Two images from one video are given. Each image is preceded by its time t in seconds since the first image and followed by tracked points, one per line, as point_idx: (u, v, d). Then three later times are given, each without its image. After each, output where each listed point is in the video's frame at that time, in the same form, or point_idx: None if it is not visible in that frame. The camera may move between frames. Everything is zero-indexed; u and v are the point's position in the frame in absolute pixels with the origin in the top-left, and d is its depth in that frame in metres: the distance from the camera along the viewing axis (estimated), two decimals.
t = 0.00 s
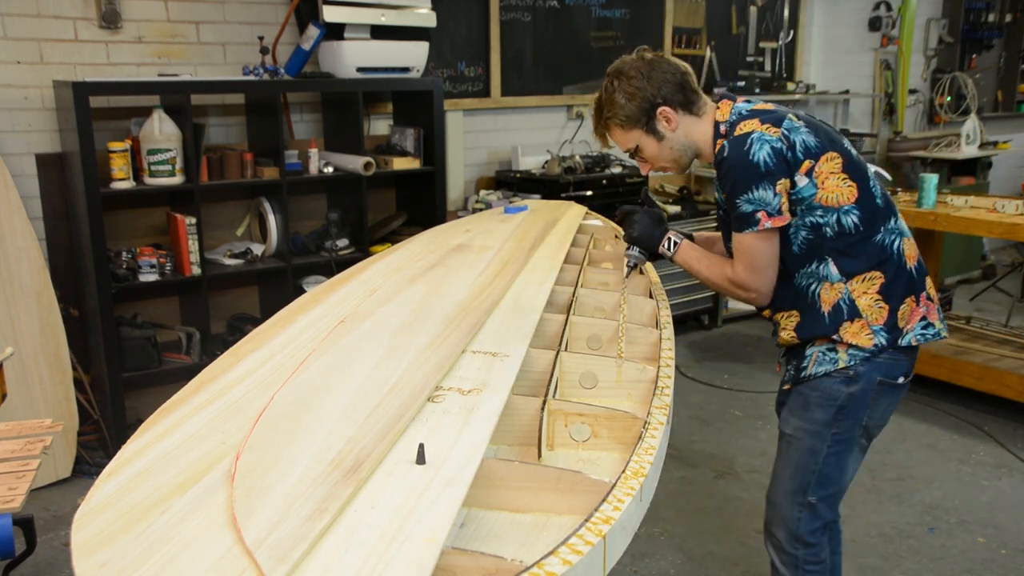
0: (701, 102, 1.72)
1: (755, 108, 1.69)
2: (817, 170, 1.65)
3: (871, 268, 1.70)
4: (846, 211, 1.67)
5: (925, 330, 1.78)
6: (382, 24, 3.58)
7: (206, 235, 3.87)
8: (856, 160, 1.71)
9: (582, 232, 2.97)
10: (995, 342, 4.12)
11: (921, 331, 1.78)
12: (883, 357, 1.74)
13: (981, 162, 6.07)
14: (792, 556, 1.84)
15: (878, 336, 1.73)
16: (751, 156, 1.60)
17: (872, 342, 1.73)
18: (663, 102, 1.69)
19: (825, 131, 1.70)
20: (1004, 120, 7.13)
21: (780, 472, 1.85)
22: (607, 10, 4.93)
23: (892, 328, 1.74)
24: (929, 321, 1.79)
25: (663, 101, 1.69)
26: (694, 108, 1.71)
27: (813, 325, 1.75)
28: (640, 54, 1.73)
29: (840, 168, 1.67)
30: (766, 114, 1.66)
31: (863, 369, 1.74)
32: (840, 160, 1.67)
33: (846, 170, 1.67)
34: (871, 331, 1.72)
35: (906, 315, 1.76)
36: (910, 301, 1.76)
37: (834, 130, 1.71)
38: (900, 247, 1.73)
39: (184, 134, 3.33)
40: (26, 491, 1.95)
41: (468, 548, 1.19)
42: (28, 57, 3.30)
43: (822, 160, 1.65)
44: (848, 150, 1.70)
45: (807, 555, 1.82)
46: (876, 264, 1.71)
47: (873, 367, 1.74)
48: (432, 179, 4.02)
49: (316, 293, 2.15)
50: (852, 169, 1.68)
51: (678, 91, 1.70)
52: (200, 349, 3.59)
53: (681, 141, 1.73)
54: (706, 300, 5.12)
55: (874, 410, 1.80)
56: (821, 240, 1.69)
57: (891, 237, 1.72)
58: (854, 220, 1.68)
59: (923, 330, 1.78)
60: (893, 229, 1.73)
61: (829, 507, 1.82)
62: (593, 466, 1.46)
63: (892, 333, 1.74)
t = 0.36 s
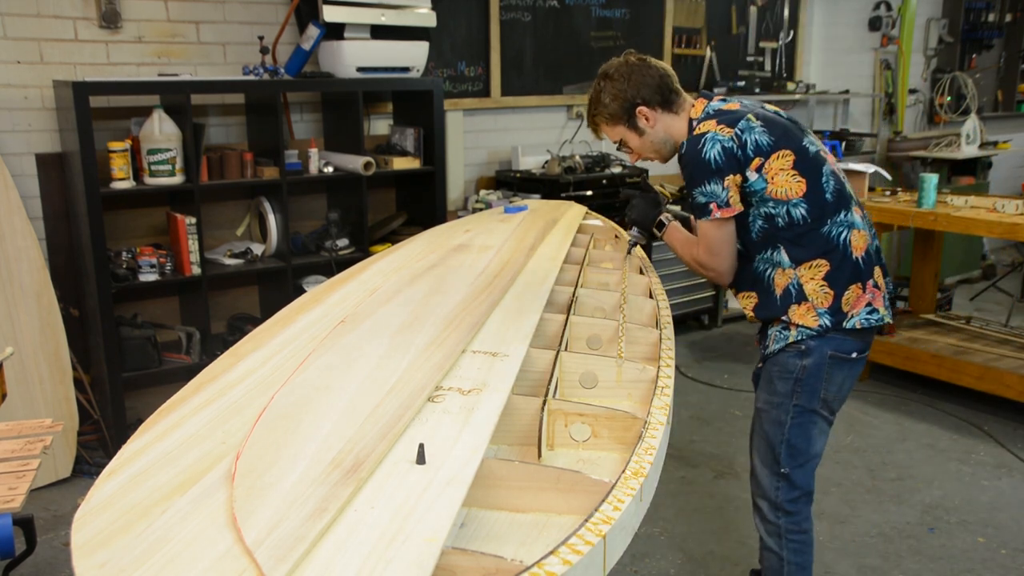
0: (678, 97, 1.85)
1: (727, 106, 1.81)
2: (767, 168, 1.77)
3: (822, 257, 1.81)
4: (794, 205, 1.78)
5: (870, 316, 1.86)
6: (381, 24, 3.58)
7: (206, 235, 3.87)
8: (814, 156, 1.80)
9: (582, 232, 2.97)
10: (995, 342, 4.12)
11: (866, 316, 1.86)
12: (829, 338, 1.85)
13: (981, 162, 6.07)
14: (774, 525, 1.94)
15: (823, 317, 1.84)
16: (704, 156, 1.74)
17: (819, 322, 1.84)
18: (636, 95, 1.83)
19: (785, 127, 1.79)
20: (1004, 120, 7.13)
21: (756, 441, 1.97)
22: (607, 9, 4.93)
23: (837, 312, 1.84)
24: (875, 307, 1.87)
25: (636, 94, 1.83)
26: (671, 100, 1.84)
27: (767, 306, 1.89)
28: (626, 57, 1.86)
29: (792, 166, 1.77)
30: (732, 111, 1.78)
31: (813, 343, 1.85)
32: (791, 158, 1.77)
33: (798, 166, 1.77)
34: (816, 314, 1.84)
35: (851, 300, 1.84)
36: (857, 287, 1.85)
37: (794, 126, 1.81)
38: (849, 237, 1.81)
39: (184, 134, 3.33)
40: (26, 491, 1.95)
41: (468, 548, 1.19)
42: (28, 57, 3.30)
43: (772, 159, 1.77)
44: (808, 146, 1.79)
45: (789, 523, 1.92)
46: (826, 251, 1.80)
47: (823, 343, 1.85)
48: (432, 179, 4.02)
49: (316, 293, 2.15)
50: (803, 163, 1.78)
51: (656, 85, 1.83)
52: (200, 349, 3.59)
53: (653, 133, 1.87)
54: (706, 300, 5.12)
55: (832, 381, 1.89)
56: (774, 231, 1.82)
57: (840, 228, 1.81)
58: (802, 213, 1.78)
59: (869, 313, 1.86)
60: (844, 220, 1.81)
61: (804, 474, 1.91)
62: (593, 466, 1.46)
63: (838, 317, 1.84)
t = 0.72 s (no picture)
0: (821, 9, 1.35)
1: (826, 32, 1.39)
2: (788, 130, 1.42)
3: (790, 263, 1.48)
4: (794, 182, 1.43)
5: (886, 414, 1.40)
6: (382, 24, 3.58)
7: (206, 235, 3.87)
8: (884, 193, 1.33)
9: (582, 232, 2.97)
10: (995, 342, 4.12)
11: (876, 406, 1.40)
12: (813, 403, 1.46)
13: (981, 162, 6.07)
14: None
15: (813, 384, 1.46)
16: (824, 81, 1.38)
17: (807, 386, 1.47)
18: None
19: (857, 92, 1.33)
20: (1004, 120, 7.13)
21: (732, 520, 1.67)
22: (607, 10, 4.93)
23: (840, 387, 1.43)
24: (892, 401, 1.40)
25: None
26: (818, 8, 1.35)
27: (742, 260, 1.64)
28: None
29: (794, 124, 1.41)
30: (807, 40, 1.37)
31: (800, 414, 1.48)
32: (819, 130, 1.37)
33: (819, 143, 1.38)
34: (809, 360, 1.45)
35: (863, 379, 1.41)
36: (872, 371, 1.40)
37: (881, 84, 1.31)
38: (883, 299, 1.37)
39: (184, 134, 3.33)
40: (27, 491, 1.95)
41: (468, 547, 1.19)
42: (28, 57, 3.30)
43: (806, 119, 1.40)
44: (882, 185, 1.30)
45: None
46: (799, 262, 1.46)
47: (808, 416, 1.47)
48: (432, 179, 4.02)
49: (316, 293, 2.15)
50: (835, 146, 1.36)
51: None
52: (200, 349, 3.59)
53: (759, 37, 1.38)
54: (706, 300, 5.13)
55: (836, 470, 1.47)
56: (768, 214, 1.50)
57: (833, 244, 1.40)
58: (800, 202, 1.42)
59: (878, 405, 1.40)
60: (844, 233, 1.39)
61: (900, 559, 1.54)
62: (593, 466, 1.46)
63: (839, 385, 1.43)
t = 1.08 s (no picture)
0: None
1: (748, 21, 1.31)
2: (724, 136, 1.34)
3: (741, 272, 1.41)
4: (740, 191, 1.35)
5: (867, 430, 1.35)
6: (381, 24, 3.58)
7: (206, 236, 3.87)
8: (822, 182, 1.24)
9: (581, 232, 2.97)
10: (995, 342, 4.12)
11: (853, 424, 1.35)
12: (788, 426, 1.41)
13: (981, 162, 6.07)
14: None
15: (787, 406, 1.40)
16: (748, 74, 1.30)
17: (781, 410, 1.42)
18: None
19: (787, 83, 1.24)
20: (1004, 120, 7.13)
21: (725, 551, 1.65)
22: (607, 10, 4.94)
23: (815, 406, 1.37)
24: (870, 416, 1.35)
25: None
26: None
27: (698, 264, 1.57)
28: None
29: (724, 124, 1.34)
30: (731, 38, 1.28)
31: (777, 442, 1.44)
32: (752, 132, 1.30)
33: (754, 143, 1.30)
34: (778, 383, 1.40)
35: (835, 398, 1.35)
36: (842, 387, 1.34)
37: (803, 69, 1.23)
38: (842, 304, 1.30)
39: (184, 134, 3.33)
40: (26, 491, 1.95)
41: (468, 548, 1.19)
42: (28, 57, 3.30)
43: (739, 123, 1.31)
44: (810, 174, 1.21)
45: None
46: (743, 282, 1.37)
47: (788, 443, 1.42)
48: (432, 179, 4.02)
49: (316, 293, 2.15)
50: (769, 142, 1.28)
51: None
52: (200, 349, 3.59)
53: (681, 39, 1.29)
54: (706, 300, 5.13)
55: (825, 495, 1.42)
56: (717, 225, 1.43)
57: (780, 247, 1.34)
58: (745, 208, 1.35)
59: (853, 423, 1.35)
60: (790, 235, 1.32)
61: None
62: (593, 466, 1.45)
63: (811, 407, 1.38)
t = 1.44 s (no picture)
0: (709, 14, 1.23)
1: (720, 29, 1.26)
2: (704, 151, 1.31)
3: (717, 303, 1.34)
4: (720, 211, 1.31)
5: (842, 465, 1.28)
6: (381, 24, 3.58)
7: (206, 236, 3.87)
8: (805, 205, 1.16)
9: (581, 232, 2.97)
10: (995, 342, 4.12)
11: (827, 457, 1.28)
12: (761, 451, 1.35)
13: (981, 162, 6.07)
14: None
15: (762, 432, 1.34)
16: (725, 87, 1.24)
17: (757, 435, 1.36)
18: None
19: (760, 95, 1.18)
20: (1004, 120, 7.13)
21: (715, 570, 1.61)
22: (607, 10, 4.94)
23: (790, 434, 1.31)
24: (846, 450, 1.27)
25: None
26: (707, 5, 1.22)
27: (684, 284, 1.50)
28: None
29: (708, 140, 1.29)
30: (704, 54, 1.24)
31: (753, 468, 1.38)
32: (729, 149, 1.25)
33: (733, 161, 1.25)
34: (753, 408, 1.34)
35: (810, 428, 1.28)
36: (819, 417, 1.27)
37: (774, 86, 1.15)
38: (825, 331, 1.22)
39: (184, 134, 3.33)
40: (27, 491, 1.95)
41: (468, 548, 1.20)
42: (28, 57, 3.30)
43: (719, 138, 1.26)
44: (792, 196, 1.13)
45: None
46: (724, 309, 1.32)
47: (762, 470, 1.37)
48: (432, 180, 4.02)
49: (316, 293, 2.15)
50: (743, 161, 1.22)
51: None
52: (200, 350, 3.59)
53: (648, 61, 1.25)
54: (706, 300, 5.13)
55: (798, 525, 1.36)
56: (696, 244, 1.38)
57: (754, 274, 1.26)
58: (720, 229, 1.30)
59: (826, 456, 1.28)
60: (764, 260, 1.24)
61: None
62: (592, 465, 1.47)
63: (784, 434, 1.32)
